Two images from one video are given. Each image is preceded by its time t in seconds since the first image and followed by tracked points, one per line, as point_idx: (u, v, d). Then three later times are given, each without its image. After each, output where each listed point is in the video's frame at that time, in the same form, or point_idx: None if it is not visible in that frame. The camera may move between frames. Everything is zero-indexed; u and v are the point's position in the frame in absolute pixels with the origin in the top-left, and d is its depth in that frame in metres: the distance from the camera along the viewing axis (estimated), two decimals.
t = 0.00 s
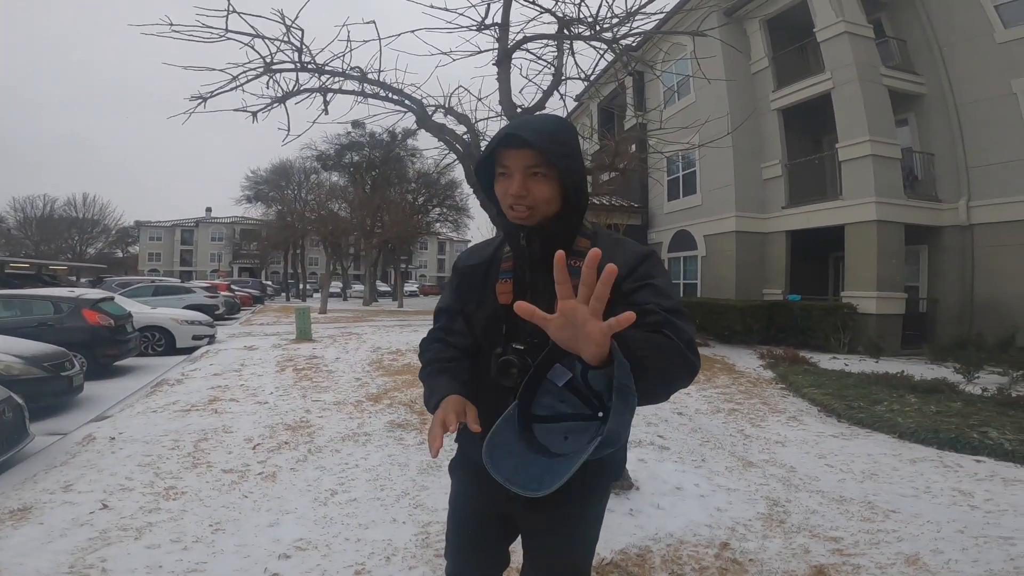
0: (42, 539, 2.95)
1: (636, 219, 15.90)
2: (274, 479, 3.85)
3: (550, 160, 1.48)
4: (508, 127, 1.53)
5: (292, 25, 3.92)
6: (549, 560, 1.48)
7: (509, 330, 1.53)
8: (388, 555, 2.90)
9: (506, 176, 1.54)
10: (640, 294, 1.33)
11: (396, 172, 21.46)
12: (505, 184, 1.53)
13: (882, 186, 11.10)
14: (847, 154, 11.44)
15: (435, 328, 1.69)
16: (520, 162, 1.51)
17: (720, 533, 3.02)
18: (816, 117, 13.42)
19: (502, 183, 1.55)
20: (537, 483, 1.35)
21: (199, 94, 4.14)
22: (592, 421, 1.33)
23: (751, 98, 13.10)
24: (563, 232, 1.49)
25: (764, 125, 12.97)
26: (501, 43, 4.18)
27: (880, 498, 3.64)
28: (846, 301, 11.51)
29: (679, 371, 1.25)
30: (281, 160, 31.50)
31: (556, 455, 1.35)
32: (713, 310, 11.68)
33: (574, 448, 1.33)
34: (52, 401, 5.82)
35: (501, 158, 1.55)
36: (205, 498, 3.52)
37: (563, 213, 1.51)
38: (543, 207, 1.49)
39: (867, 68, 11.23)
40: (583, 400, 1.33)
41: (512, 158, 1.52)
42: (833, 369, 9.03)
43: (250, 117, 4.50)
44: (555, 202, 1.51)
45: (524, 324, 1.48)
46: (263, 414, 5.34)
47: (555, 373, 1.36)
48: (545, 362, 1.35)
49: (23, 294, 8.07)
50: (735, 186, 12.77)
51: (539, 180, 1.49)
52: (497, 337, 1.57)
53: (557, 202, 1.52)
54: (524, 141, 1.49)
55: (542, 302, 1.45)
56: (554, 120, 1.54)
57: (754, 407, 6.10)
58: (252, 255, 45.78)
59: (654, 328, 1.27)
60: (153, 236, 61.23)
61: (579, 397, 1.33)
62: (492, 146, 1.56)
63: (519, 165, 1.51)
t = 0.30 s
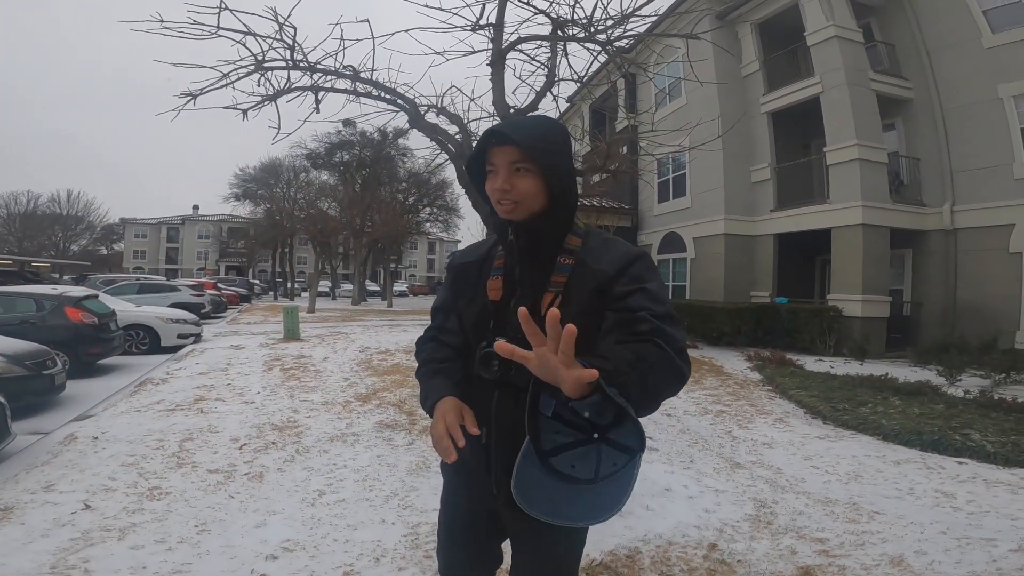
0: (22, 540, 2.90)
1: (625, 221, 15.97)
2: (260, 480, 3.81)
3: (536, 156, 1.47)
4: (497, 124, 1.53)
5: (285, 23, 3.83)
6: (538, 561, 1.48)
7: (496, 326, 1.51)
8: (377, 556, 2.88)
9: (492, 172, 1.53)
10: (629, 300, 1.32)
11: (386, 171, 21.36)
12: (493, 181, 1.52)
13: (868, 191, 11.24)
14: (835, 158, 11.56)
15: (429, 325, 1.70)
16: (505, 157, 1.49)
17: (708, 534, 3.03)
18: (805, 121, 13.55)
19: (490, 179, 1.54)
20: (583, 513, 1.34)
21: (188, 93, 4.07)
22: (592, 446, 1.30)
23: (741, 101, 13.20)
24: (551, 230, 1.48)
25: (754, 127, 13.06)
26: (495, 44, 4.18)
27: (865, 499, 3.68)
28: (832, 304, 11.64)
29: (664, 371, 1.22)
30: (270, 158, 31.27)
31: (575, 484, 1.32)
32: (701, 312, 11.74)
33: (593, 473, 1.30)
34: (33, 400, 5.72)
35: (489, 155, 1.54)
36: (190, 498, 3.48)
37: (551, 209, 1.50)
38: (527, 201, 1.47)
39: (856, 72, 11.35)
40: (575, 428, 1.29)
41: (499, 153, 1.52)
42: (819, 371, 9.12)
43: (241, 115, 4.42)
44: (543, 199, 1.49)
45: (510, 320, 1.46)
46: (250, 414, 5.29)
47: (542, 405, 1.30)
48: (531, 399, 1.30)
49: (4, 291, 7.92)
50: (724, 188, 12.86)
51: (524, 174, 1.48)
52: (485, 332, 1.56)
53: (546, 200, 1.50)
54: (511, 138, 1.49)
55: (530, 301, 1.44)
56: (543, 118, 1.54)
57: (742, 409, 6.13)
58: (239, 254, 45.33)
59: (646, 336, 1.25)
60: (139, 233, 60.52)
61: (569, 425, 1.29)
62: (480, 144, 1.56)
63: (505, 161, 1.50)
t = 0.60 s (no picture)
0: (13, 537, 2.88)
1: (622, 221, 16.01)
2: (255, 477, 3.79)
3: (550, 155, 1.48)
4: (511, 119, 1.53)
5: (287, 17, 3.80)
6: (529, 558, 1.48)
7: (489, 318, 1.50)
8: (372, 555, 2.87)
9: (503, 169, 1.53)
10: (625, 310, 1.34)
11: (383, 169, 21.30)
12: (502, 176, 1.52)
13: (864, 194, 11.29)
14: (832, 161, 11.59)
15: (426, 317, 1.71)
16: (518, 154, 1.50)
17: (702, 534, 3.04)
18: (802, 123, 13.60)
19: (501, 174, 1.53)
20: (499, 542, 1.32)
21: (187, 88, 4.04)
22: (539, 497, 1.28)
23: (740, 103, 13.23)
24: (550, 226, 1.47)
25: (752, 129, 13.09)
26: (496, 42, 4.17)
27: (858, 501, 3.70)
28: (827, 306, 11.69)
29: (640, 409, 1.29)
30: (268, 156, 31.22)
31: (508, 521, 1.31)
32: (697, 313, 11.75)
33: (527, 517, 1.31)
34: (25, 396, 5.68)
35: (499, 149, 1.54)
36: (183, 496, 3.46)
37: (556, 209, 1.50)
38: (535, 197, 1.47)
39: (853, 76, 11.39)
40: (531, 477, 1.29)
41: (510, 148, 1.51)
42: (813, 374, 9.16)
43: (242, 112, 4.34)
44: (548, 197, 1.49)
45: (506, 314, 1.45)
46: (245, 411, 5.28)
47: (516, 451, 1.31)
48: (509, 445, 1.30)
49: None
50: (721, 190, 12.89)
51: (534, 172, 1.48)
52: (477, 325, 1.55)
53: (551, 199, 1.50)
54: (525, 135, 1.49)
55: (525, 296, 1.44)
56: (557, 119, 1.54)
57: (736, 410, 6.16)
58: (234, 250, 45.15)
59: (637, 356, 1.29)
60: (134, 229, 60.33)
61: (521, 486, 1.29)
62: (491, 139, 1.56)
63: (516, 158, 1.50)
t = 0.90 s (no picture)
0: (15, 533, 2.88)
1: (624, 217, 15.99)
2: (256, 473, 3.80)
3: (573, 152, 1.52)
4: (532, 112, 1.54)
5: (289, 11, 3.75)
6: (526, 548, 1.49)
7: (492, 312, 1.49)
8: (374, 550, 2.88)
9: (521, 161, 1.53)
10: (626, 299, 1.35)
11: (384, 164, 21.27)
12: (519, 169, 1.52)
13: (866, 190, 11.26)
14: (834, 157, 11.56)
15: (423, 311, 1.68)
16: (543, 148, 1.51)
17: (703, 530, 3.05)
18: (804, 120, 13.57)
19: (516, 166, 1.53)
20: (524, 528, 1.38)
21: (187, 84, 3.91)
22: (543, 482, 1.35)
23: (742, 100, 13.20)
24: (558, 218, 1.46)
25: (754, 126, 13.06)
26: (499, 38, 4.16)
27: (859, 497, 3.70)
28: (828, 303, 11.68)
29: (634, 397, 1.32)
30: (268, 151, 31.18)
31: (519, 500, 1.38)
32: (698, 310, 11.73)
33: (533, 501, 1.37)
34: (27, 391, 5.69)
35: (518, 142, 1.54)
36: (185, 491, 3.47)
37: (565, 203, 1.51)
38: (557, 191, 1.51)
39: (856, 73, 11.35)
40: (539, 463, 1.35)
41: (532, 142, 1.53)
42: (814, 370, 9.14)
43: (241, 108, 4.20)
44: (560, 192, 1.51)
45: (510, 307, 1.44)
46: (246, 406, 5.29)
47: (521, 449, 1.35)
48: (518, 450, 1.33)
49: None
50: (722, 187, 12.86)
51: (556, 167, 1.52)
52: (480, 319, 1.53)
53: (563, 196, 1.52)
54: (548, 129, 1.51)
55: (530, 288, 1.43)
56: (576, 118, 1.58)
57: (737, 407, 6.16)
58: (235, 246, 45.18)
59: (631, 348, 1.31)
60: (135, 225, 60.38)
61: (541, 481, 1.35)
62: (509, 130, 1.56)
63: (538, 152, 1.51)
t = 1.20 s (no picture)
0: (23, 525, 2.92)
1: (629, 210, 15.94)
2: (261, 464, 3.82)
3: (574, 142, 1.49)
4: (531, 100, 1.51)
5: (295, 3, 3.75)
6: (532, 534, 1.50)
7: (504, 307, 1.48)
8: (378, 542, 2.89)
9: (523, 151, 1.50)
10: (638, 290, 1.37)
11: (389, 157, 21.25)
12: (522, 160, 1.49)
13: (874, 184, 11.18)
14: (842, 151, 11.48)
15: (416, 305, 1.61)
16: (541, 138, 1.49)
17: (707, 523, 3.05)
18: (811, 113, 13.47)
19: (519, 157, 1.50)
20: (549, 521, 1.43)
21: (194, 74, 3.97)
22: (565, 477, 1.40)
23: (750, 94, 13.11)
24: (567, 210, 1.46)
25: (761, 120, 12.96)
26: (505, 29, 4.13)
27: (863, 492, 3.69)
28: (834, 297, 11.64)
29: (649, 386, 1.32)
30: (273, 144, 31.19)
31: (542, 499, 1.42)
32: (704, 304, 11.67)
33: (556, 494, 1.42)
34: (35, 382, 5.73)
35: (520, 131, 1.51)
36: (191, 483, 3.49)
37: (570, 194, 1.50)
38: (557, 182, 1.47)
39: (865, 66, 11.22)
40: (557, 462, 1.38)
41: (532, 132, 1.50)
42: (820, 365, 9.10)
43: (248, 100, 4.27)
44: (566, 182, 1.49)
45: (524, 301, 1.44)
46: (252, 397, 5.32)
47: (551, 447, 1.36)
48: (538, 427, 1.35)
49: (7, 273, 7.91)
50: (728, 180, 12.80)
51: (558, 158, 1.49)
52: (491, 314, 1.51)
53: (567, 185, 1.50)
54: (551, 119, 1.48)
55: (543, 282, 1.43)
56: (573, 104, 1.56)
57: (742, 401, 6.14)
58: (241, 238, 45.35)
59: (647, 337, 1.33)
60: (142, 218, 60.70)
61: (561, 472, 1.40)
62: (510, 120, 1.53)
63: (539, 143, 1.49)
